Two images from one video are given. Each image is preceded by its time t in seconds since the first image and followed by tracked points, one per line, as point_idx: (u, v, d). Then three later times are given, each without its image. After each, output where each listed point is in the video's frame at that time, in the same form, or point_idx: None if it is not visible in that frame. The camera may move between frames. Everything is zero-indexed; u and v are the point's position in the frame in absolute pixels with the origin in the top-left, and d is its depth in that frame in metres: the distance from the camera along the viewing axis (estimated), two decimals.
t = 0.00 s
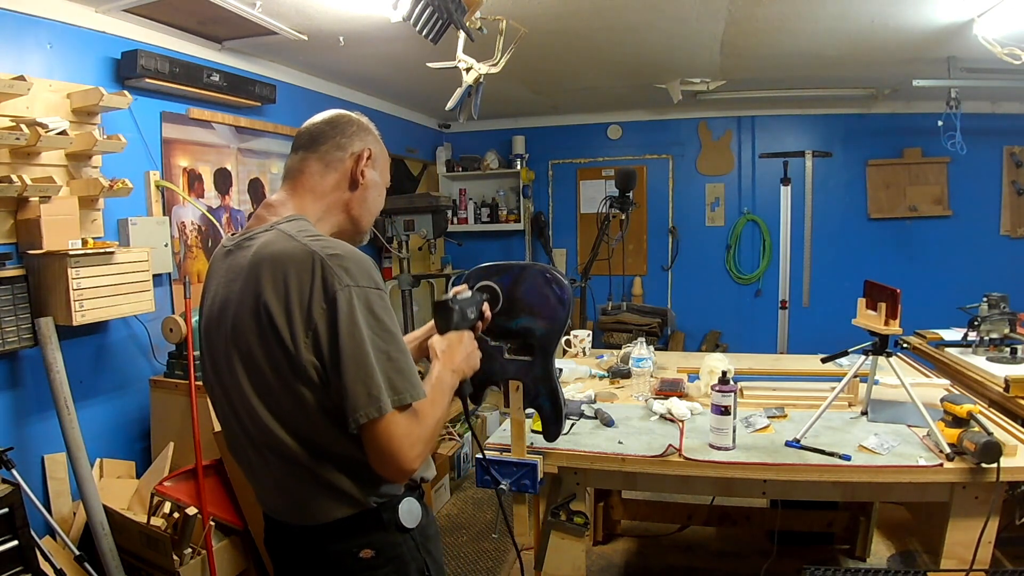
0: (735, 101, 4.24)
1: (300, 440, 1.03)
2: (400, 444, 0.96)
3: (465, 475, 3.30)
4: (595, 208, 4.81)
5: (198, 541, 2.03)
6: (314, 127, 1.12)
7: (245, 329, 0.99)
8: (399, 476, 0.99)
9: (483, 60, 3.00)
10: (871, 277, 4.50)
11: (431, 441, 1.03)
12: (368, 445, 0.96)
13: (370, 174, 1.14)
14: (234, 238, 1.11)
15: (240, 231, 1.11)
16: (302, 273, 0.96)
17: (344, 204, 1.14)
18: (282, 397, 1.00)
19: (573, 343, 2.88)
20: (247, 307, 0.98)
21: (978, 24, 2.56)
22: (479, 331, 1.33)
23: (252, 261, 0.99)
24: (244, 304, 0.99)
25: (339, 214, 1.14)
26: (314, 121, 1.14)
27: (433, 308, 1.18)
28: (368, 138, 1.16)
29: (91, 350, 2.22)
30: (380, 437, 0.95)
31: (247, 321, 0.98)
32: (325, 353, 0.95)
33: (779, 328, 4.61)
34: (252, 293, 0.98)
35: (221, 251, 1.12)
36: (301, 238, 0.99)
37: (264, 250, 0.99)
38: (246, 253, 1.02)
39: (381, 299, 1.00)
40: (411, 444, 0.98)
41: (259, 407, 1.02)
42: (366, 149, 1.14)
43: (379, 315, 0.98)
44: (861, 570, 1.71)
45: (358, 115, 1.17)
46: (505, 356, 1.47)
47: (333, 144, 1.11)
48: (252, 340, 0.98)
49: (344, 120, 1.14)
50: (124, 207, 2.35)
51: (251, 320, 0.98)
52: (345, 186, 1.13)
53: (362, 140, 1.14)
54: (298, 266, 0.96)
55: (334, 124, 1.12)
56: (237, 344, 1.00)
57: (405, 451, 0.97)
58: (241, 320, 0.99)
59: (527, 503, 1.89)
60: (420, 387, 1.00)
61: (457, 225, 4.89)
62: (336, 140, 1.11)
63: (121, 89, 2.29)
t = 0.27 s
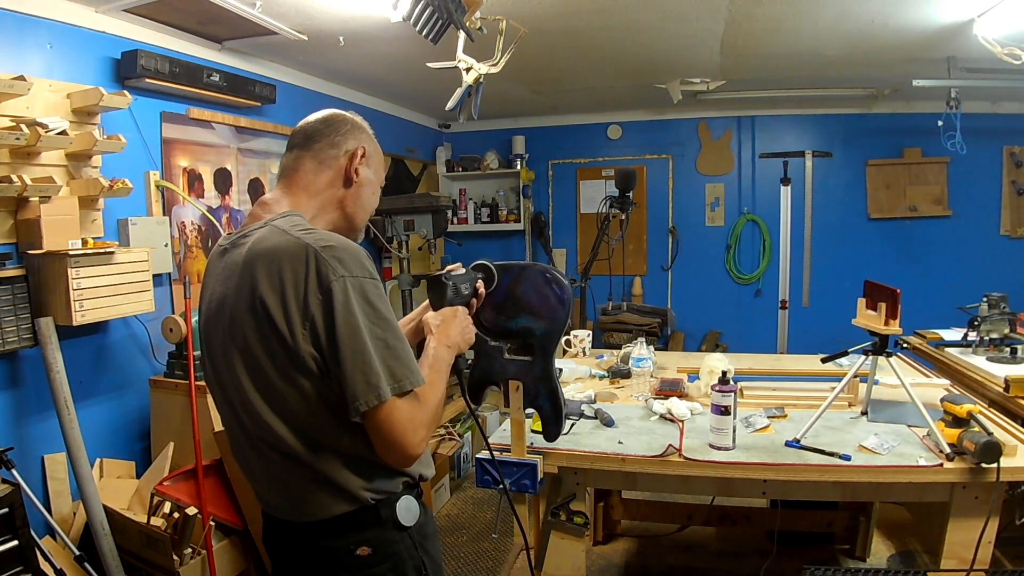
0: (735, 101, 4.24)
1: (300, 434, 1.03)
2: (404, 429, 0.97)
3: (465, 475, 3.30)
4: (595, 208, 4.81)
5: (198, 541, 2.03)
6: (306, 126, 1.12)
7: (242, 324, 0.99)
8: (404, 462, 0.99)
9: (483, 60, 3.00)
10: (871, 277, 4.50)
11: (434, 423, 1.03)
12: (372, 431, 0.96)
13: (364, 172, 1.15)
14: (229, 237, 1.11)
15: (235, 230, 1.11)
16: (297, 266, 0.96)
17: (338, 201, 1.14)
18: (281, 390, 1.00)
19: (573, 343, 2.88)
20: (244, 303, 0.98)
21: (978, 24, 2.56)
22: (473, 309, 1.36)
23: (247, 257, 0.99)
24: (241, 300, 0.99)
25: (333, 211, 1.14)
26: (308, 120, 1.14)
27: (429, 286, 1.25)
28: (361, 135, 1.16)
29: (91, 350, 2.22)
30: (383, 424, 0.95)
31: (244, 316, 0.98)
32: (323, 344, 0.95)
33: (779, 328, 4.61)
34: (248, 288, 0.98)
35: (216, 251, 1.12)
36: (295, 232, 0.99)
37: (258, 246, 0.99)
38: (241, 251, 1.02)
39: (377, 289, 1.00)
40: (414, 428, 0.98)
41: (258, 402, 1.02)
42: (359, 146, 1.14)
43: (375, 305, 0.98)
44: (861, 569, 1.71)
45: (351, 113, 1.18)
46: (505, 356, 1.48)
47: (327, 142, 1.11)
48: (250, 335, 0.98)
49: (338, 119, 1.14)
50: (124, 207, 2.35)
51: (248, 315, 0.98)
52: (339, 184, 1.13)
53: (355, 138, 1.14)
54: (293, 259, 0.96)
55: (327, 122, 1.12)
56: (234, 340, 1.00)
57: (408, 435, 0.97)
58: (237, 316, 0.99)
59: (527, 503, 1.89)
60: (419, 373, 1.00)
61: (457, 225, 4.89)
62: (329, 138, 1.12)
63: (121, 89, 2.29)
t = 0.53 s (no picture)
0: (735, 101, 4.24)
1: (296, 435, 1.03)
2: (399, 430, 0.97)
3: (465, 475, 3.29)
4: (596, 208, 4.81)
5: (198, 541, 2.03)
6: (307, 129, 1.13)
7: (239, 324, 0.99)
8: (402, 462, 1.00)
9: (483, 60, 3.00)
10: (871, 277, 4.50)
11: (430, 425, 1.03)
12: (368, 432, 0.96)
13: (362, 175, 1.15)
14: (228, 238, 1.11)
15: (234, 231, 1.11)
16: (295, 266, 0.96)
17: (336, 204, 1.14)
18: (277, 390, 1.00)
19: (573, 343, 2.88)
20: (242, 303, 0.98)
21: (978, 24, 2.56)
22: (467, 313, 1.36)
23: (245, 258, 0.99)
24: (239, 301, 0.99)
25: (331, 213, 1.14)
26: (309, 123, 1.14)
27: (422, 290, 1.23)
28: (361, 139, 1.16)
29: (91, 350, 2.22)
30: (379, 424, 0.95)
31: (242, 317, 0.98)
32: (320, 345, 0.96)
33: (779, 328, 4.61)
34: (245, 288, 0.98)
35: (215, 252, 1.12)
36: (293, 233, 0.99)
37: (256, 246, 0.99)
38: (239, 251, 1.02)
39: (374, 290, 1.00)
40: (410, 430, 0.98)
41: (255, 402, 1.02)
42: (359, 150, 1.14)
43: (372, 306, 0.98)
44: (861, 570, 1.71)
45: (351, 117, 1.18)
46: (505, 356, 1.48)
47: (327, 145, 1.11)
48: (248, 335, 0.98)
49: (338, 122, 1.14)
50: (124, 207, 2.35)
51: (246, 315, 0.98)
52: (338, 186, 1.13)
53: (355, 141, 1.14)
54: (291, 259, 0.96)
55: (327, 126, 1.13)
56: (232, 339, 1.00)
57: (404, 436, 0.97)
58: (235, 316, 0.99)
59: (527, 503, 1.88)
60: (415, 374, 1.00)
61: (457, 225, 4.89)
62: (329, 141, 1.12)
63: (121, 89, 2.29)
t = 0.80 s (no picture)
0: (735, 101, 4.24)
1: (294, 435, 1.03)
2: (396, 432, 0.97)
3: (465, 475, 3.29)
4: (595, 208, 4.81)
5: (198, 541, 2.03)
6: (308, 130, 1.12)
7: (239, 324, 0.99)
8: (400, 465, 0.99)
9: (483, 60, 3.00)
10: (871, 277, 4.50)
11: (427, 429, 1.03)
12: (364, 433, 0.96)
13: (362, 177, 1.15)
14: (228, 237, 1.10)
15: (234, 231, 1.11)
16: (295, 267, 0.96)
17: (336, 205, 1.14)
18: (275, 390, 1.00)
19: (573, 343, 2.88)
20: (241, 303, 0.98)
21: (978, 24, 2.56)
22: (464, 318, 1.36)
23: (245, 258, 0.99)
24: (238, 301, 0.99)
25: (330, 214, 1.14)
26: (310, 124, 1.14)
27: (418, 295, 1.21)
28: (362, 140, 1.16)
29: (91, 350, 2.22)
30: (376, 425, 0.95)
31: (241, 317, 0.98)
32: (319, 346, 0.95)
33: (779, 328, 4.61)
34: (245, 288, 0.98)
35: (215, 252, 1.11)
36: (293, 234, 0.99)
37: (256, 246, 0.99)
38: (239, 251, 1.02)
39: (373, 292, 1.00)
40: (407, 431, 0.98)
41: (253, 402, 1.02)
42: (359, 151, 1.14)
43: (371, 307, 0.98)
44: (861, 570, 1.71)
45: (353, 118, 1.18)
46: (505, 356, 1.48)
47: (327, 146, 1.11)
48: (247, 336, 0.98)
49: (339, 124, 1.14)
50: (124, 207, 2.35)
51: (245, 315, 0.98)
52: (338, 188, 1.13)
53: (356, 143, 1.14)
54: (291, 260, 0.96)
55: (328, 127, 1.12)
56: (231, 340, 1.00)
57: (400, 438, 0.97)
58: (234, 316, 0.99)
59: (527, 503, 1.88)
60: (414, 377, 1.00)
61: (457, 225, 4.88)
62: (330, 142, 1.11)
63: (121, 89, 2.29)
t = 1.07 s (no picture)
0: (735, 101, 4.24)
1: (292, 436, 1.03)
2: (394, 436, 0.97)
3: (464, 475, 3.29)
4: (596, 208, 4.81)
5: (198, 541, 2.03)
6: (310, 131, 1.13)
7: (238, 325, 0.99)
8: (395, 469, 0.99)
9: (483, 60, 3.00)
10: (871, 277, 4.50)
11: (423, 434, 1.03)
12: (362, 436, 0.96)
13: (363, 178, 1.15)
14: (228, 237, 1.10)
15: (234, 231, 1.11)
16: (295, 269, 0.96)
17: (336, 206, 1.14)
18: (274, 392, 1.00)
19: (573, 343, 2.88)
20: (241, 303, 0.98)
21: (978, 24, 2.56)
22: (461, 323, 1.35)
23: (245, 259, 0.99)
24: (238, 302, 0.99)
25: (330, 215, 1.14)
26: (311, 124, 1.14)
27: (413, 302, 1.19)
28: (364, 142, 1.16)
29: (91, 350, 2.22)
30: (374, 429, 0.95)
31: (240, 317, 0.98)
32: (318, 348, 0.96)
33: (779, 328, 4.61)
34: (245, 289, 0.97)
35: (214, 251, 1.11)
36: (294, 235, 0.99)
37: (257, 247, 0.99)
38: (240, 252, 1.02)
39: (373, 295, 1.00)
40: (404, 436, 0.98)
41: (251, 402, 1.02)
42: (360, 153, 1.14)
43: (371, 310, 0.98)
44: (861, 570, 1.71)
45: (355, 119, 1.18)
46: (505, 356, 1.48)
47: (329, 147, 1.12)
48: (246, 337, 0.98)
49: (341, 125, 1.14)
50: (124, 207, 2.35)
51: (244, 316, 0.98)
52: (338, 189, 1.13)
53: (357, 144, 1.14)
54: (292, 262, 0.96)
55: (330, 128, 1.13)
56: (230, 340, 1.00)
57: (398, 442, 0.97)
58: (234, 317, 0.99)
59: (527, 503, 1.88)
60: (412, 380, 1.00)
61: (457, 225, 4.88)
62: (331, 143, 1.12)
63: (121, 89, 2.29)
